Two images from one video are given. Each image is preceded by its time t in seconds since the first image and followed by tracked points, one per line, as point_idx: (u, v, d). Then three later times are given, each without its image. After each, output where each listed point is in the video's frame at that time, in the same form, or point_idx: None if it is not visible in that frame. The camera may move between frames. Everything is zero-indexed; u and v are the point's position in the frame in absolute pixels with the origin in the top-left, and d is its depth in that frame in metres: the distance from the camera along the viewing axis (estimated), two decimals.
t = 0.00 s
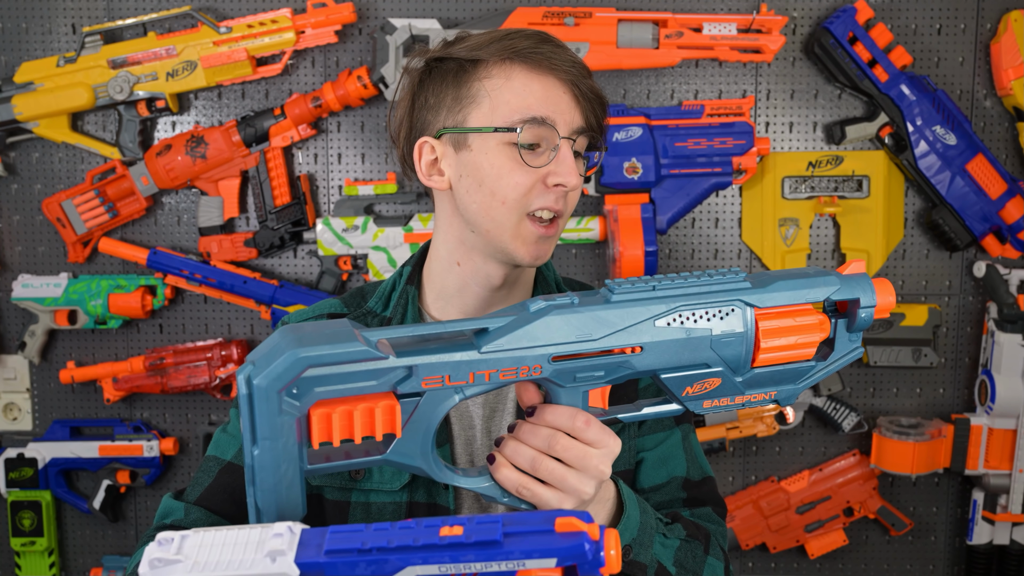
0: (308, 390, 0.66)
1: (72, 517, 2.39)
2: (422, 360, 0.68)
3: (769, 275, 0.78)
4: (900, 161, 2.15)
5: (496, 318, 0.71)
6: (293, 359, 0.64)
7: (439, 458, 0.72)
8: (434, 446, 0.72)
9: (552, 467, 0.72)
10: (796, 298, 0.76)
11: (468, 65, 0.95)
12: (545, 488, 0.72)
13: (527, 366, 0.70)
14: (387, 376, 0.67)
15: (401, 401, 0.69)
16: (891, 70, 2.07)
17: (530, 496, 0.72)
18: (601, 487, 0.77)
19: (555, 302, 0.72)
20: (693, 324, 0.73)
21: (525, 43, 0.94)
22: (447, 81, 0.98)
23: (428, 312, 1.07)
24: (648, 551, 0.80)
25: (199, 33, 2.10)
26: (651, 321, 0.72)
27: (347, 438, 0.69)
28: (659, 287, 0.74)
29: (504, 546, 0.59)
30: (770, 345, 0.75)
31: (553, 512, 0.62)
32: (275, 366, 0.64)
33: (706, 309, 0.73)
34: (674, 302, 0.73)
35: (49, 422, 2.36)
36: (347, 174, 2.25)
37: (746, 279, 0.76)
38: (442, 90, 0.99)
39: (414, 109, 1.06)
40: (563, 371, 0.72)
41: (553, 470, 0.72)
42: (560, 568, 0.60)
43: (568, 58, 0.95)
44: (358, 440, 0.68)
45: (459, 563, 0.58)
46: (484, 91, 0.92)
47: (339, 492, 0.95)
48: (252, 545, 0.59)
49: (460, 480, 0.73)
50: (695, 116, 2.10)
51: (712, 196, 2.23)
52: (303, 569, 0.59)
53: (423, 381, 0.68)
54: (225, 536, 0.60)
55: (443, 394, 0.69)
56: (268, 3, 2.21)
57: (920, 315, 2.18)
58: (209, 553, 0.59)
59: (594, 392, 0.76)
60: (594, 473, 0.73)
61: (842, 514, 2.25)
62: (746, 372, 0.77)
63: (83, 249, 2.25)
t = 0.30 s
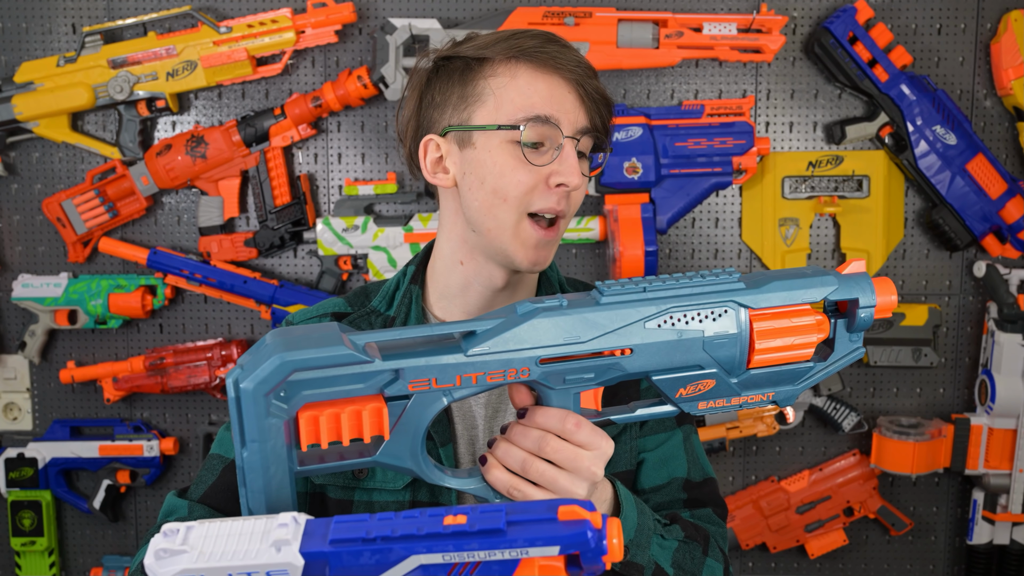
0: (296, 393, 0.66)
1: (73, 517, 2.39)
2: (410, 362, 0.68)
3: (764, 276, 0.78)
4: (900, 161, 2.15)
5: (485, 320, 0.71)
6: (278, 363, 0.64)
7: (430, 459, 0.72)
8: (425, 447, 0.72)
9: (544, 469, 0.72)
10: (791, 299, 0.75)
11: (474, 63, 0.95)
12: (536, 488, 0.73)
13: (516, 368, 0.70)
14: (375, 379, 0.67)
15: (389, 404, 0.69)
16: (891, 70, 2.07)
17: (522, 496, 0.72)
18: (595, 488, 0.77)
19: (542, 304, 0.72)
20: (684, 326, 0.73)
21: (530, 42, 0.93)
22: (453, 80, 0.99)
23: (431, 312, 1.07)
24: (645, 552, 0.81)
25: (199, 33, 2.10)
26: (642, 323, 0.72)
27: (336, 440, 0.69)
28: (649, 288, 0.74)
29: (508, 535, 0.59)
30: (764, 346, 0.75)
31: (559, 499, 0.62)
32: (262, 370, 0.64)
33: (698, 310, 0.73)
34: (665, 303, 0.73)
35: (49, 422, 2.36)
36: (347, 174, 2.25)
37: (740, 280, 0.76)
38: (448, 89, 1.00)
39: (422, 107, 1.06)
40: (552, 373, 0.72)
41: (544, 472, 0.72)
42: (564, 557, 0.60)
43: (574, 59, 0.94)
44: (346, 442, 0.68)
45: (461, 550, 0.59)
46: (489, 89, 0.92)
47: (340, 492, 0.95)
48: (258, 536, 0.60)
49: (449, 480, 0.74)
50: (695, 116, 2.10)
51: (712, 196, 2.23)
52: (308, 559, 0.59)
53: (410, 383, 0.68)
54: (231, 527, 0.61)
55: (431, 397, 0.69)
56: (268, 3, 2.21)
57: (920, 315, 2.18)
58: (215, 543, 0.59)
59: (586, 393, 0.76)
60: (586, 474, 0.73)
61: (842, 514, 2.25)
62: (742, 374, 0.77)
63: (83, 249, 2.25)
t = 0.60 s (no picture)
0: (290, 396, 0.66)
1: (73, 517, 2.39)
2: (403, 366, 0.68)
3: (759, 275, 0.78)
4: (900, 161, 2.15)
5: (478, 321, 0.71)
6: (271, 368, 0.64)
7: (425, 460, 0.72)
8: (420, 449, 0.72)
9: (539, 470, 0.72)
10: (786, 297, 0.75)
11: (479, 63, 0.96)
12: (531, 486, 0.73)
13: (510, 370, 0.70)
14: (369, 382, 0.67)
15: (384, 407, 0.69)
16: (891, 70, 2.07)
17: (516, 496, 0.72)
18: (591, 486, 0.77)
19: (534, 306, 0.72)
20: (679, 325, 0.73)
21: (535, 42, 0.93)
22: (457, 78, 0.99)
23: (434, 312, 1.06)
24: (643, 552, 0.80)
25: (199, 33, 2.10)
26: (637, 322, 0.72)
27: (331, 442, 0.69)
28: (643, 288, 0.74)
29: (504, 528, 0.59)
30: (759, 344, 0.75)
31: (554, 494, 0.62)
32: (255, 375, 0.64)
33: (694, 309, 0.73)
34: (660, 303, 0.73)
35: (49, 422, 2.36)
36: (347, 174, 2.25)
37: (735, 279, 0.76)
38: (453, 87, 1.00)
39: (428, 105, 1.06)
40: (546, 374, 0.72)
41: (539, 473, 0.72)
42: (559, 551, 0.60)
43: (579, 60, 0.94)
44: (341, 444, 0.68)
45: (459, 544, 0.59)
46: (493, 88, 0.92)
47: (343, 491, 0.94)
48: (257, 527, 0.60)
49: (442, 480, 0.74)
50: (695, 116, 2.10)
51: (712, 196, 2.23)
52: (306, 551, 0.59)
53: (404, 386, 0.68)
54: (229, 518, 0.61)
55: (426, 399, 0.69)
56: (268, 3, 2.21)
57: (920, 315, 2.18)
58: (214, 536, 0.59)
59: (581, 394, 0.76)
60: (582, 474, 0.72)
61: (842, 514, 2.26)
62: (737, 372, 0.77)
63: (83, 249, 2.25)
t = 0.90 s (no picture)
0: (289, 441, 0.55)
1: (73, 517, 2.39)
2: (417, 399, 0.60)
3: (751, 274, 0.73)
4: (900, 161, 2.15)
5: (484, 344, 0.63)
6: (263, 412, 0.52)
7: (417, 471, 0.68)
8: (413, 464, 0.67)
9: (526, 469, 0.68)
10: (781, 300, 0.71)
11: (488, 64, 0.96)
12: (517, 486, 0.69)
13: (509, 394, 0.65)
14: (381, 419, 0.59)
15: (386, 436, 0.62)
16: (891, 70, 2.07)
17: (504, 499, 0.69)
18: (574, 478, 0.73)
19: (538, 325, 0.66)
20: (676, 338, 0.69)
21: (545, 44, 0.94)
22: (466, 79, 0.99)
23: (438, 312, 1.05)
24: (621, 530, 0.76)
25: (199, 34, 2.10)
26: (638, 339, 0.68)
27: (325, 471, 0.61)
28: (644, 304, 0.69)
29: (517, 553, 0.49)
30: (750, 349, 0.72)
31: (563, 513, 0.52)
32: (243, 418, 0.53)
33: (690, 322, 0.69)
34: (659, 318, 0.68)
35: (49, 422, 2.36)
36: (347, 174, 2.25)
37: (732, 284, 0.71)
38: (461, 88, 1.00)
39: (436, 105, 1.06)
40: (544, 391, 0.68)
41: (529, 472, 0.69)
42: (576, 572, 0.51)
43: (588, 64, 0.94)
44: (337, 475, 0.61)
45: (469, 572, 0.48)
46: (501, 89, 0.92)
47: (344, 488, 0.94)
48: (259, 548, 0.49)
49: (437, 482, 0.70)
50: (695, 116, 2.10)
51: (712, 196, 2.23)
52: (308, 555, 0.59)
53: (409, 421, 0.61)
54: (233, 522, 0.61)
55: (424, 428, 0.63)
56: (268, 3, 2.21)
57: (920, 315, 2.17)
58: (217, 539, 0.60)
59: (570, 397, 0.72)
60: (565, 471, 0.71)
61: (842, 514, 2.26)
62: (721, 369, 0.74)
63: (83, 249, 2.25)
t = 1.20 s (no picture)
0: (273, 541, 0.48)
1: (73, 517, 2.39)
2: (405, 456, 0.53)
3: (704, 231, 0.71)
4: (900, 161, 2.15)
5: (458, 384, 0.56)
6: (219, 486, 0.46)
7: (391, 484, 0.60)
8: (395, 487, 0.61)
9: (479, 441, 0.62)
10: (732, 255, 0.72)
11: (501, 65, 0.96)
12: (467, 465, 0.63)
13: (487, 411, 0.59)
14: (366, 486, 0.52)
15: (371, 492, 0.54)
16: (891, 70, 2.07)
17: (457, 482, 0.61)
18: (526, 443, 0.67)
19: (510, 352, 0.58)
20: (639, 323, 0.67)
21: (558, 47, 0.94)
22: (479, 80, 0.99)
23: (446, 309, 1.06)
24: (579, 513, 0.74)
25: (200, 34, 2.10)
26: (607, 336, 0.64)
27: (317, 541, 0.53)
28: (614, 305, 0.63)
29: None
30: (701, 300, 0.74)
31: None
32: (197, 499, 0.45)
33: (654, 305, 0.66)
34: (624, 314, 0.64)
35: (49, 422, 2.36)
36: (347, 174, 2.25)
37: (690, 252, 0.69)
38: (474, 89, 1.00)
39: (449, 105, 1.07)
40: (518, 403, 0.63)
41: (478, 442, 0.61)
42: None
43: (600, 68, 0.95)
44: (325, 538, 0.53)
45: None
46: (513, 91, 0.92)
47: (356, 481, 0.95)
48: None
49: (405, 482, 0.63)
50: (695, 116, 2.10)
51: (712, 196, 2.23)
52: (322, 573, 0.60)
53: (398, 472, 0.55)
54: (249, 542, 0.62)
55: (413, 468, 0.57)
56: (268, 3, 2.21)
57: (920, 315, 2.17)
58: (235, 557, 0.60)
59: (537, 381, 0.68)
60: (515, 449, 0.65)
61: (842, 514, 2.26)
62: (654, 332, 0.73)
63: (83, 250, 2.25)
